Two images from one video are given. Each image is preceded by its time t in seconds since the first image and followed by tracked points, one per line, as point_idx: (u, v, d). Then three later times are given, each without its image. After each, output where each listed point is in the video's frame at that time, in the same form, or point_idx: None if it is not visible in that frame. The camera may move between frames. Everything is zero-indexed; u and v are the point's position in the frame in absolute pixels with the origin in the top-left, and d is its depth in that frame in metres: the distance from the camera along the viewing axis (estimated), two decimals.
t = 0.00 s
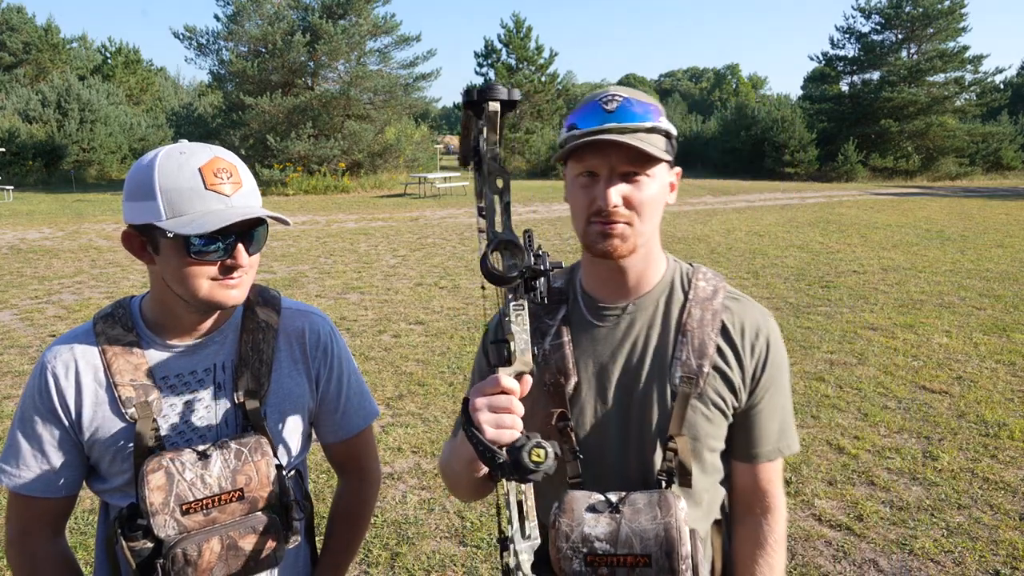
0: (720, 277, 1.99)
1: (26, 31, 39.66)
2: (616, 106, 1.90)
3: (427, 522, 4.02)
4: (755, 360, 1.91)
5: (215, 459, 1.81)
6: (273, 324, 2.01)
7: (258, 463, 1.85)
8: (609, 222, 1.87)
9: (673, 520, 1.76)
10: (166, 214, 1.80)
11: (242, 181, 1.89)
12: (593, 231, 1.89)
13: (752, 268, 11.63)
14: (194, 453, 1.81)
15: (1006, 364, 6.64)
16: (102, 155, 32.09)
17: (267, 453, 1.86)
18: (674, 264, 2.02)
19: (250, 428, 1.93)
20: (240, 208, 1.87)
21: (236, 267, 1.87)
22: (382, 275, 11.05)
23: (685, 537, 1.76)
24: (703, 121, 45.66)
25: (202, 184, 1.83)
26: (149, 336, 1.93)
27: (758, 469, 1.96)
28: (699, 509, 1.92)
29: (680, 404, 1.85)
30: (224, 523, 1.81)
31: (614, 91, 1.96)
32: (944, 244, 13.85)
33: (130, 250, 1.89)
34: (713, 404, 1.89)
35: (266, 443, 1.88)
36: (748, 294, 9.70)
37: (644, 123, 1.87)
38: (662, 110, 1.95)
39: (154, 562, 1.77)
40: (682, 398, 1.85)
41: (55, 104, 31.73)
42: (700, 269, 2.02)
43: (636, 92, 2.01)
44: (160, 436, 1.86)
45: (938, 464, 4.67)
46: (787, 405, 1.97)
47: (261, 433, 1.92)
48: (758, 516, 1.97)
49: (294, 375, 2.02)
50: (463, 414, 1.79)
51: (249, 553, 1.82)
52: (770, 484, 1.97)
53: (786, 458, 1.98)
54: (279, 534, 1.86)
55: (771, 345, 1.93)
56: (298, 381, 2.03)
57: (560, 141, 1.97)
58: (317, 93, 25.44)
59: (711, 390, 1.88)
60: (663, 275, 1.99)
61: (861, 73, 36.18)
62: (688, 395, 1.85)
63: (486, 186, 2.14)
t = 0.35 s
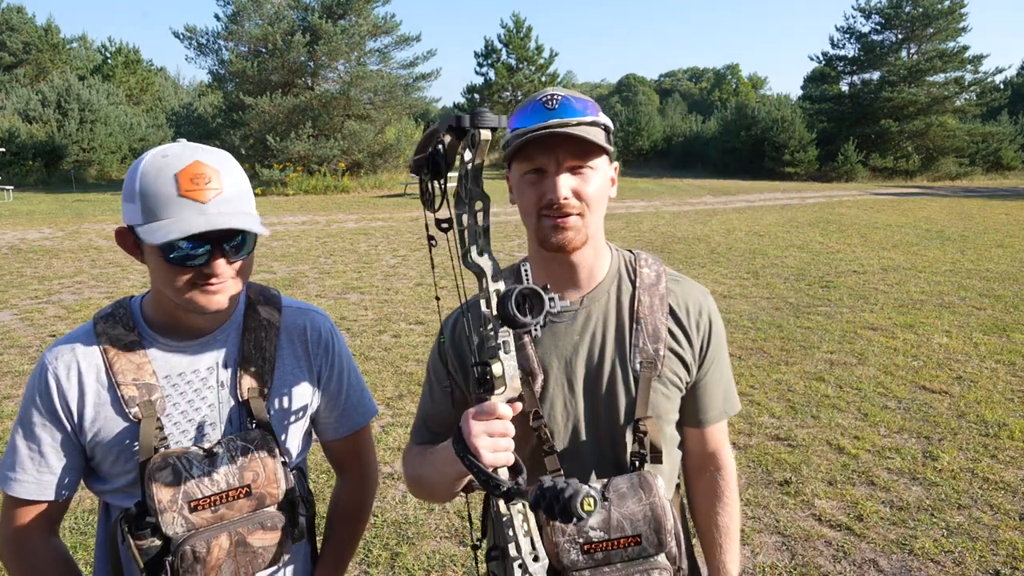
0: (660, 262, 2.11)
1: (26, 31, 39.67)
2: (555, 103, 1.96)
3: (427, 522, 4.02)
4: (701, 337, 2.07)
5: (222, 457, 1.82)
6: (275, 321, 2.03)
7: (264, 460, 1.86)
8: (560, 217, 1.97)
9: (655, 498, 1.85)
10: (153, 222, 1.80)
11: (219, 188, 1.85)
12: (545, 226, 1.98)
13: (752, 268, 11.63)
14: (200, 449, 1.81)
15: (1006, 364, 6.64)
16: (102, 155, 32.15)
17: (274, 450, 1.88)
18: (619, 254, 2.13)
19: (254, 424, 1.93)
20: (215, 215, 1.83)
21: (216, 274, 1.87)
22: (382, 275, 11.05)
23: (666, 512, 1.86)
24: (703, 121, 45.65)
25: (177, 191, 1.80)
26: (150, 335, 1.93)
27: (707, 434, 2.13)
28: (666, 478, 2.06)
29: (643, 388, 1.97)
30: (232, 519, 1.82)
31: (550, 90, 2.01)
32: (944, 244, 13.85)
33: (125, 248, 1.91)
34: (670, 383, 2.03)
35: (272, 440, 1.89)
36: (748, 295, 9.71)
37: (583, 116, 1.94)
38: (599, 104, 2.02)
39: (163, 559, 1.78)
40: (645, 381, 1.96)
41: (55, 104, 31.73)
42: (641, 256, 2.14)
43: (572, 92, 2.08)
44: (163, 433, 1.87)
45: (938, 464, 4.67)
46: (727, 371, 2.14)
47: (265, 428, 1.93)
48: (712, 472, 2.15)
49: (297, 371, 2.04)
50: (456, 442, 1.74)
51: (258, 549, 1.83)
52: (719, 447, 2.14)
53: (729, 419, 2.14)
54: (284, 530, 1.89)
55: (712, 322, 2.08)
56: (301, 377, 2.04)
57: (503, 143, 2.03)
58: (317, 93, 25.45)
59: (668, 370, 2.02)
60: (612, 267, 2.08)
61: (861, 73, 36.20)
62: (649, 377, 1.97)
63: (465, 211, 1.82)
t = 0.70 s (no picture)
0: (654, 259, 2.13)
1: (26, 31, 39.65)
2: (569, 100, 1.96)
3: (427, 522, 4.03)
4: (694, 334, 2.10)
5: (220, 463, 1.81)
6: (282, 326, 2.02)
7: (263, 467, 1.84)
8: (563, 205, 1.93)
9: (650, 495, 1.86)
10: (115, 244, 1.80)
11: (178, 204, 1.82)
12: (547, 213, 1.94)
13: (752, 268, 11.63)
14: (199, 455, 1.81)
15: (1006, 364, 6.65)
16: (102, 155, 32.14)
17: (273, 458, 1.86)
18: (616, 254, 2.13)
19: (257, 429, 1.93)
20: (164, 231, 1.81)
21: (176, 292, 1.83)
22: (382, 275, 11.05)
23: (662, 509, 1.86)
24: (703, 121, 45.65)
25: (138, 201, 1.82)
26: (157, 336, 1.93)
27: (695, 426, 2.18)
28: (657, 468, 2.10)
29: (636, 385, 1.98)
30: (228, 527, 1.80)
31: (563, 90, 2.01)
32: (944, 244, 13.85)
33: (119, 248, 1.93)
34: (663, 378, 2.07)
35: (272, 447, 1.87)
36: (748, 295, 9.71)
37: (596, 114, 1.95)
38: (611, 112, 2.02)
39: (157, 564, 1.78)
40: (640, 377, 1.98)
41: (55, 104, 31.69)
42: (635, 252, 2.16)
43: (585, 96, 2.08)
44: (165, 436, 1.87)
45: (938, 464, 4.67)
46: (715, 366, 2.17)
47: (267, 435, 1.91)
48: (697, 458, 2.21)
49: (303, 376, 2.02)
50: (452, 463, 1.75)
51: (252, 558, 1.79)
52: (702, 443, 2.20)
53: (715, 410, 2.19)
54: (282, 539, 1.84)
55: (705, 320, 2.12)
56: (307, 383, 2.02)
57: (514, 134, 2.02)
58: (317, 93, 25.45)
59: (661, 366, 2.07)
60: (607, 264, 2.09)
61: (861, 73, 36.20)
62: (645, 373, 1.98)
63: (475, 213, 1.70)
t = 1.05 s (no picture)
0: (689, 261, 2.01)
1: (26, 31, 39.64)
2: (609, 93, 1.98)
3: (428, 522, 4.02)
4: (730, 339, 1.95)
5: (233, 468, 1.81)
6: (306, 333, 2.00)
7: (274, 476, 1.83)
8: (603, 188, 1.87)
9: (674, 500, 1.79)
10: (139, 246, 1.81)
11: (204, 210, 1.83)
12: (585, 196, 1.88)
13: (752, 268, 11.63)
14: (213, 458, 1.81)
15: (1006, 364, 6.64)
16: (102, 155, 32.16)
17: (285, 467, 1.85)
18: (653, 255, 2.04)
19: (272, 435, 1.90)
20: (190, 235, 1.83)
21: (199, 295, 1.83)
22: (382, 275, 11.05)
23: (685, 514, 1.80)
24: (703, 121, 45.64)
25: (164, 205, 1.85)
26: (182, 335, 1.93)
27: (736, 434, 2.03)
28: (687, 478, 1.97)
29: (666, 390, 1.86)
30: (234, 533, 1.80)
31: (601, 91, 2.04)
32: (944, 244, 13.84)
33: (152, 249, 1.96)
34: (696, 384, 1.92)
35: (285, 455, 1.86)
36: (748, 295, 9.71)
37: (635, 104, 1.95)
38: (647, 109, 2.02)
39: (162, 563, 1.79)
40: (670, 382, 1.86)
41: (55, 104, 31.65)
42: (670, 255, 2.04)
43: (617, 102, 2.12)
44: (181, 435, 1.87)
45: (938, 464, 4.67)
46: (753, 372, 2.02)
47: (282, 442, 1.90)
48: (742, 464, 2.05)
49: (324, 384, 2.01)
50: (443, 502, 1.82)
51: (256, 565, 1.80)
52: (745, 451, 2.04)
53: (756, 417, 2.03)
54: (287, 550, 1.84)
55: (743, 327, 1.97)
56: (327, 391, 2.01)
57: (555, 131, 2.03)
58: (317, 93, 25.44)
59: (694, 372, 1.92)
60: (638, 268, 1.99)
61: (861, 73, 36.18)
62: (675, 378, 1.86)
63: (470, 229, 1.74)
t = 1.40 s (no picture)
0: (711, 265, 1.97)
1: (26, 31, 39.65)
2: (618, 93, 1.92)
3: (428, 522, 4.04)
4: (752, 346, 1.90)
5: (249, 468, 1.78)
6: (334, 339, 2.00)
7: (291, 479, 1.79)
8: (614, 201, 1.84)
9: (685, 513, 1.74)
10: (171, 244, 1.86)
11: (237, 207, 1.87)
12: (596, 209, 1.86)
13: (752, 268, 11.63)
14: (231, 456, 1.80)
15: (1006, 364, 6.64)
16: (102, 155, 32.22)
17: (303, 470, 1.81)
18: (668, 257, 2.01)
19: (292, 437, 1.90)
20: (222, 232, 1.87)
21: (229, 293, 1.86)
22: (382, 275, 11.05)
23: (697, 529, 1.74)
24: (703, 121, 45.64)
25: (198, 202, 1.89)
26: (214, 334, 1.97)
27: (757, 441, 2.01)
28: (704, 489, 1.95)
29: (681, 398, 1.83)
30: (248, 534, 1.76)
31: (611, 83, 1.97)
32: (944, 244, 13.84)
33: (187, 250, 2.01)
34: (715, 392, 1.87)
35: (303, 458, 1.83)
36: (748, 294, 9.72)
37: (645, 104, 1.89)
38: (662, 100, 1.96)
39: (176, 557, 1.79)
40: (686, 391, 1.82)
41: (55, 104, 31.64)
42: (690, 257, 2.00)
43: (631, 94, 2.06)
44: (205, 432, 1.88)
45: (938, 464, 4.68)
46: (776, 380, 1.98)
47: (302, 444, 1.87)
48: (762, 469, 2.02)
49: (349, 391, 2.00)
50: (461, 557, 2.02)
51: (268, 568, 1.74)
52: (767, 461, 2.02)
53: (778, 426, 2.00)
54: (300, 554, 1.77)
55: (766, 335, 1.91)
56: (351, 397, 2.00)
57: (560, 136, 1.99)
58: (317, 93, 25.45)
59: (713, 379, 1.87)
60: (654, 271, 1.95)
61: (861, 73, 36.15)
62: (692, 387, 1.82)
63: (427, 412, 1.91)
